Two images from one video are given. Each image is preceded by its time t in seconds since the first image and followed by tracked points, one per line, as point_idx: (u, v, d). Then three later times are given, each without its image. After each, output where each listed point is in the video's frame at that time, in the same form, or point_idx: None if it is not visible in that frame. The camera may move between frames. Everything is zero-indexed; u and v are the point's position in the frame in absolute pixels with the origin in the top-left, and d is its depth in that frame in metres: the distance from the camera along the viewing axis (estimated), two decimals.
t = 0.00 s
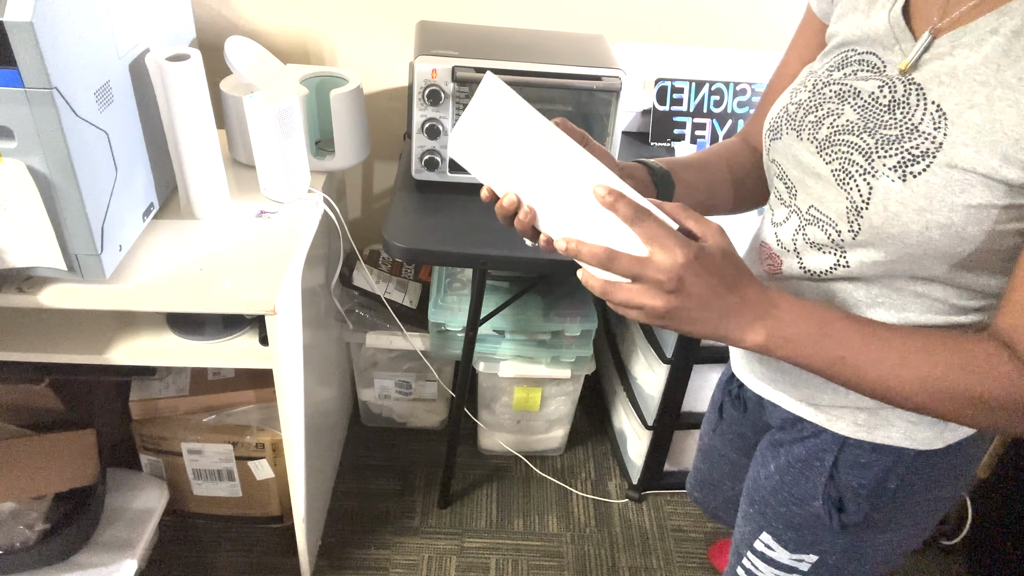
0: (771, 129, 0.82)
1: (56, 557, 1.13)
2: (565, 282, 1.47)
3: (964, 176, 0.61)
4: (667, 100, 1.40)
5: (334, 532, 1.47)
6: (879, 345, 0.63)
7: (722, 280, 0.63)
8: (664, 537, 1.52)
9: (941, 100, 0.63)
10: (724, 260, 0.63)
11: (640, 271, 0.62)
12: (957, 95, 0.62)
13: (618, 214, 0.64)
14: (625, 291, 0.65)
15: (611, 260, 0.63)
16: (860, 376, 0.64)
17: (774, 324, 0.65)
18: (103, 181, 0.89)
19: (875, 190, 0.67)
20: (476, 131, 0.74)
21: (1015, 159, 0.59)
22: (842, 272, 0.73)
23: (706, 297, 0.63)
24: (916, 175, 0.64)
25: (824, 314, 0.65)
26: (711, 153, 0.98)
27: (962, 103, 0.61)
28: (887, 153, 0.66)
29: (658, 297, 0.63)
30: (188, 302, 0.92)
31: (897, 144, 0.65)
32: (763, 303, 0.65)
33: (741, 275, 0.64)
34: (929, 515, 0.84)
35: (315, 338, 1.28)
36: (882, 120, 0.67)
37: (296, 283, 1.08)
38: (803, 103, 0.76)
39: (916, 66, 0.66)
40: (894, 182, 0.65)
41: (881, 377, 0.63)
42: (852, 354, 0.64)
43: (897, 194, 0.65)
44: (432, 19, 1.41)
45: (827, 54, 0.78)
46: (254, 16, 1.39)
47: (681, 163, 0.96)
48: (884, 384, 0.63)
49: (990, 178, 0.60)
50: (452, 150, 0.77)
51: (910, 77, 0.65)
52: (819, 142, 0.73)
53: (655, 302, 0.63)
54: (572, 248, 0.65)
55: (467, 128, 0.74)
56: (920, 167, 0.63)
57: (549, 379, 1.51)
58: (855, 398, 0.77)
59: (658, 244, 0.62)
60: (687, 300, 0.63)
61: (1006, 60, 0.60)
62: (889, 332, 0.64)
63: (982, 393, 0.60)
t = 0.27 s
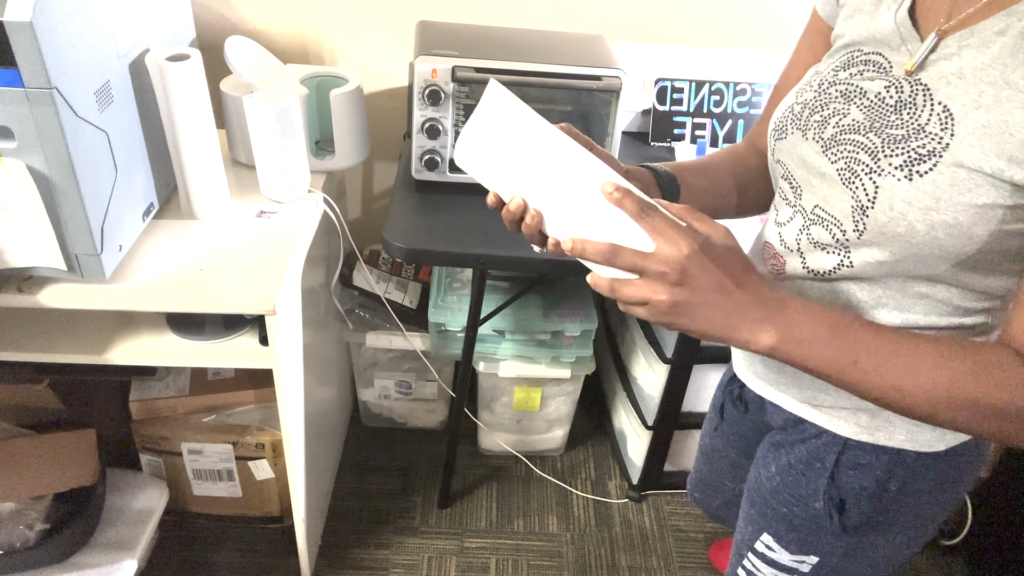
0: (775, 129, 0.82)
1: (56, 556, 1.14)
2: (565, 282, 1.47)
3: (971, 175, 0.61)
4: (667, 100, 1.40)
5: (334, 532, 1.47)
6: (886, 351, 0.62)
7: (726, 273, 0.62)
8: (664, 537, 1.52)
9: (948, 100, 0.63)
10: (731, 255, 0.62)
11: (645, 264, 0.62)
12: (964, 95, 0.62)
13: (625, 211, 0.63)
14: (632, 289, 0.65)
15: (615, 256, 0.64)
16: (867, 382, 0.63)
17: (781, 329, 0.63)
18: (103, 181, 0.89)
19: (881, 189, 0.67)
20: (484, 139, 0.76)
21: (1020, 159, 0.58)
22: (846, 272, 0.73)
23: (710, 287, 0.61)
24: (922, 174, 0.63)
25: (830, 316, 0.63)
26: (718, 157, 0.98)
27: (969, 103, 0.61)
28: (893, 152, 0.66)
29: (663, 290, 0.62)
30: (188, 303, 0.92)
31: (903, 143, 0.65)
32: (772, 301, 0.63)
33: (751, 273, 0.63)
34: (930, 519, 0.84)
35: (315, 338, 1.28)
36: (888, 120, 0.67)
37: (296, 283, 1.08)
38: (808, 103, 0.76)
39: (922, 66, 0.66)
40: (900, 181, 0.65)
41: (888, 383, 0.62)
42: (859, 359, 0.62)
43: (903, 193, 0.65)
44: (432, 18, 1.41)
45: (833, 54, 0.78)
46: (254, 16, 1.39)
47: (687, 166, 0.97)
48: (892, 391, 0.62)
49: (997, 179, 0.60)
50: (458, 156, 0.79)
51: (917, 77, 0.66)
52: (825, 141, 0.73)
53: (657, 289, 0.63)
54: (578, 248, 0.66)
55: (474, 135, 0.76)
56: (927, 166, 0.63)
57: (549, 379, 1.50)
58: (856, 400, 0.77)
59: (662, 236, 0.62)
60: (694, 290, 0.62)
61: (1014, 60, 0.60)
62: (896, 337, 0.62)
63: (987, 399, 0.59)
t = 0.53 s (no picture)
0: (781, 131, 0.82)
1: (56, 557, 1.13)
2: (565, 282, 1.47)
3: (979, 177, 0.61)
4: (667, 99, 1.40)
5: (334, 532, 1.47)
6: (890, 345, 0.62)
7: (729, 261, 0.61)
8: (664, 537, 1.53)
9: (956, 101, 0.62)
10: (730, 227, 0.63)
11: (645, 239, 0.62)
12: (972, 97, 0.61)
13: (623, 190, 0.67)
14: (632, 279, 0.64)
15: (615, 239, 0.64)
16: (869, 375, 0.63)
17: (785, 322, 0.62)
18: (103, 181, 0.89)
19: (888, 192, 0.66)
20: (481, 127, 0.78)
21: None
22: (852, 274, 0.73)
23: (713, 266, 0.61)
24: (930, 177, 0.63)
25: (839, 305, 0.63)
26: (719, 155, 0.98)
27: (976, 104, 0.61)
28: (900, 154, 0.65)
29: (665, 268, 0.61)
30: (188, 303, 0.92)
31: (910, 145, 0.65)
32: (784, 294, 0.61)
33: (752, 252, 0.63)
34: (934, 521, 0.84)
35: (315, 338, 1.28)
36: (895, 122, 0.67)
37: (296, 283, 1.08)
38: (814, 104, 0.76)
39: (930, 67, 0.66)
40: (907, 184, 0.65)
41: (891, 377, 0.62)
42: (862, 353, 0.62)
43: (910, 196, 0.64)
44: (433, 19, 1.41)
45: (839, 56, 0.78)
46: (254, 16, 1.39)
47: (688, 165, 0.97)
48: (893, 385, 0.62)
49: (1005, 179, 0.59)
50: (457, 149, 0.82)
51: (924, 79, 0.66)
52: (831, 143, 0.73)
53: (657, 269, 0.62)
54: (573, 239, 0.67)
55: (471, 123, 0.79)
56: (934, 169, 0.63)
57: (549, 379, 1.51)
58: (860, 402, 0.77)
59: (662, 211, 0.63)
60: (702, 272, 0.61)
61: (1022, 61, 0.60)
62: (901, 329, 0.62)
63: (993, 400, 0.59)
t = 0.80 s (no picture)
0: (785, 130, 0.82)
1: (56, 557, 1.13)
2: (565, 282, 1.47)
3: (983, 176, 0.61)
4: (667, 100, 1.40)
5: (334, 532, 1.47)
6: (889, 343, 0.62)
7: (725, 257, 0.62)
8: (664, 537, 1.52)
9: (960, 100, 0.62)
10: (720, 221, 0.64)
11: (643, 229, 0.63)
12: (976, 95, 0.62)
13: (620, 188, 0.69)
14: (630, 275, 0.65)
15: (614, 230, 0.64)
16: (867, 373, 0.63)
17: (784, 318, 0.63)
18: (103, 181, 0.89)
19: (892, 190, 0.66)
20: (481, 129, 0.78)
21: None
22: (853, 275, 0.73)
23: (706, 259, 0.61)
24: (934, 175, 0.63)
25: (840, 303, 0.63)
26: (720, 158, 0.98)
27: (981, 103, 0.61)
28: (904, 152, 0.65)
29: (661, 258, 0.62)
30: (188, 303, 0.92)
31: (915, 144, 0.65)
32: (780, 292, 0.62)
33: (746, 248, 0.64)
34: (935, 524, 0.84)
35: (315, 338, 1.28)
36: (899, 120, 0.67)
37: (296, 283, 1.08)
38: (818, 104, 0.77)
39: (933, 68, 0.66)
40: (911, 182, 0.65)
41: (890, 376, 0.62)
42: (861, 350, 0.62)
43: (914, 195, 0.65)
44: (432, 19, 1.41)
45: (843, 56, 0.79)
46: (254, 16, 1.39)
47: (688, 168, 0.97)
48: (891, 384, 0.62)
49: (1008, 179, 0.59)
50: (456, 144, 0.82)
51: (928, 78, 0.66)
52: (835, 142, 0.73)
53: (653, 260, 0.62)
54: (573, 232, 0.66)
55: (472, 125, 0.79)
56: (938, 167, 0.63)
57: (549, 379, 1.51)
58: (861, 403, 0.77)
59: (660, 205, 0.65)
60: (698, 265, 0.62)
61: None
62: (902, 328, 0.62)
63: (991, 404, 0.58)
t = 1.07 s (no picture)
0: (787, 133, 0.82)
1: (56, 556, 1.14)
2: (565, 281, 1.47)
3: (984, 179, 0.61)
4: (667, 99, 1.40)
5: (334, 532, 1.47)
6: (887, 350, 0.62)
7: (720, 265, 0.62)
8: (664, 537, 1.52)
9: (962, 102, 0.62)
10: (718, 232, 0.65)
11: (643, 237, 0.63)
12: (977, 98, 0.62)
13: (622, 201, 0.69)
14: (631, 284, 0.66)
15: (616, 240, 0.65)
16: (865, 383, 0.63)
17: (781, 328, 0.63)
18: (103, 181, 0.89)
19: (894, 193, 0.66)
20: (482, 141, 0.79)
21: None
22: (854, 277, 0.73)
23: (704, 267, 0.62)
24: (935, 178, 0.63)
25: (836, 311, 0.63)
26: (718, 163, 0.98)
27: (982, 105, 0.61)
28: (906, 155, 0.66)
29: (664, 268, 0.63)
30: (188, 303, 0.92)
31: (916, 146, 0.65)
32: (776, 300, 0.62)
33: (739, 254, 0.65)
34: (936, 526, 0.84)
35: (314, 338, 1.28)
36: (901, 123, 0.67)
37: (296, 283, 1.08)
38: (821, 106, 0.77)
39: (935, 71, 0.66)
40: (912, 185, 0.65)
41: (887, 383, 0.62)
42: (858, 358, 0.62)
43: (915, 197, 0.65)
44: (432, 19, 1.41)
45: (846, 58, 0.78)
46: (254, 16, 1.39)
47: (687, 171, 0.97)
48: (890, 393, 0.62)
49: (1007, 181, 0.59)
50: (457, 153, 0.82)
51: (930, 81, 0.66)
52: (837, 144, 0.73)
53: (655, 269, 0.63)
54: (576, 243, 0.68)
55: (473, 137, 0.80)
56: (940, 170, 0.63)
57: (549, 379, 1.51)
58: (862, 404, 0.77)
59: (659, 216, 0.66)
60: (698, 272, 0.62)
61: None
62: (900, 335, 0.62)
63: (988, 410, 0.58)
